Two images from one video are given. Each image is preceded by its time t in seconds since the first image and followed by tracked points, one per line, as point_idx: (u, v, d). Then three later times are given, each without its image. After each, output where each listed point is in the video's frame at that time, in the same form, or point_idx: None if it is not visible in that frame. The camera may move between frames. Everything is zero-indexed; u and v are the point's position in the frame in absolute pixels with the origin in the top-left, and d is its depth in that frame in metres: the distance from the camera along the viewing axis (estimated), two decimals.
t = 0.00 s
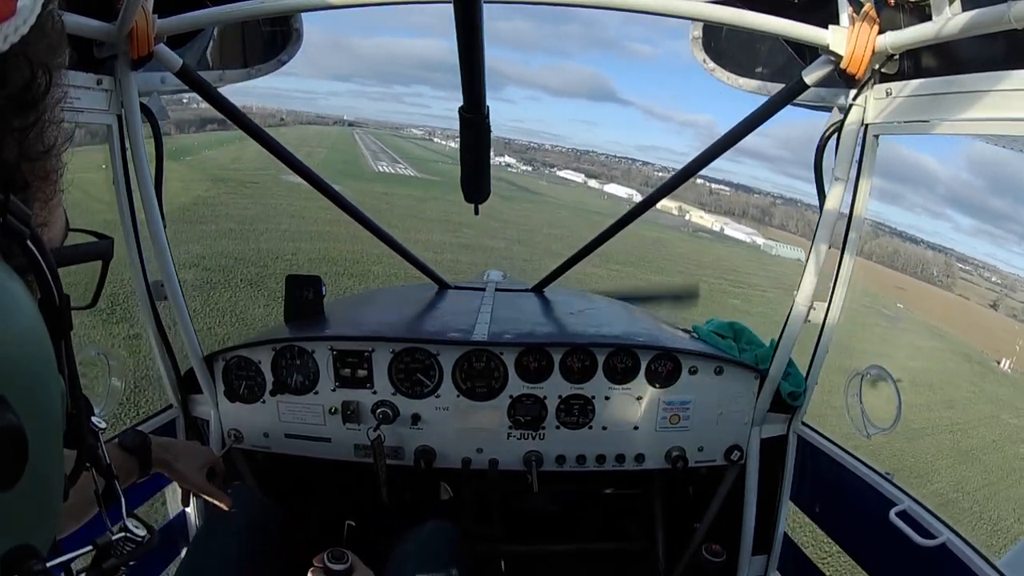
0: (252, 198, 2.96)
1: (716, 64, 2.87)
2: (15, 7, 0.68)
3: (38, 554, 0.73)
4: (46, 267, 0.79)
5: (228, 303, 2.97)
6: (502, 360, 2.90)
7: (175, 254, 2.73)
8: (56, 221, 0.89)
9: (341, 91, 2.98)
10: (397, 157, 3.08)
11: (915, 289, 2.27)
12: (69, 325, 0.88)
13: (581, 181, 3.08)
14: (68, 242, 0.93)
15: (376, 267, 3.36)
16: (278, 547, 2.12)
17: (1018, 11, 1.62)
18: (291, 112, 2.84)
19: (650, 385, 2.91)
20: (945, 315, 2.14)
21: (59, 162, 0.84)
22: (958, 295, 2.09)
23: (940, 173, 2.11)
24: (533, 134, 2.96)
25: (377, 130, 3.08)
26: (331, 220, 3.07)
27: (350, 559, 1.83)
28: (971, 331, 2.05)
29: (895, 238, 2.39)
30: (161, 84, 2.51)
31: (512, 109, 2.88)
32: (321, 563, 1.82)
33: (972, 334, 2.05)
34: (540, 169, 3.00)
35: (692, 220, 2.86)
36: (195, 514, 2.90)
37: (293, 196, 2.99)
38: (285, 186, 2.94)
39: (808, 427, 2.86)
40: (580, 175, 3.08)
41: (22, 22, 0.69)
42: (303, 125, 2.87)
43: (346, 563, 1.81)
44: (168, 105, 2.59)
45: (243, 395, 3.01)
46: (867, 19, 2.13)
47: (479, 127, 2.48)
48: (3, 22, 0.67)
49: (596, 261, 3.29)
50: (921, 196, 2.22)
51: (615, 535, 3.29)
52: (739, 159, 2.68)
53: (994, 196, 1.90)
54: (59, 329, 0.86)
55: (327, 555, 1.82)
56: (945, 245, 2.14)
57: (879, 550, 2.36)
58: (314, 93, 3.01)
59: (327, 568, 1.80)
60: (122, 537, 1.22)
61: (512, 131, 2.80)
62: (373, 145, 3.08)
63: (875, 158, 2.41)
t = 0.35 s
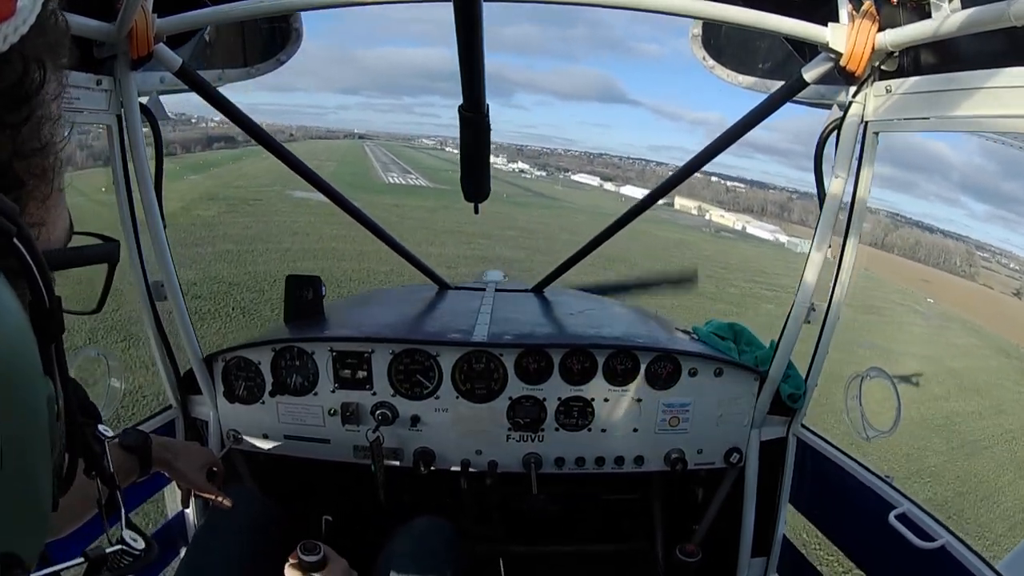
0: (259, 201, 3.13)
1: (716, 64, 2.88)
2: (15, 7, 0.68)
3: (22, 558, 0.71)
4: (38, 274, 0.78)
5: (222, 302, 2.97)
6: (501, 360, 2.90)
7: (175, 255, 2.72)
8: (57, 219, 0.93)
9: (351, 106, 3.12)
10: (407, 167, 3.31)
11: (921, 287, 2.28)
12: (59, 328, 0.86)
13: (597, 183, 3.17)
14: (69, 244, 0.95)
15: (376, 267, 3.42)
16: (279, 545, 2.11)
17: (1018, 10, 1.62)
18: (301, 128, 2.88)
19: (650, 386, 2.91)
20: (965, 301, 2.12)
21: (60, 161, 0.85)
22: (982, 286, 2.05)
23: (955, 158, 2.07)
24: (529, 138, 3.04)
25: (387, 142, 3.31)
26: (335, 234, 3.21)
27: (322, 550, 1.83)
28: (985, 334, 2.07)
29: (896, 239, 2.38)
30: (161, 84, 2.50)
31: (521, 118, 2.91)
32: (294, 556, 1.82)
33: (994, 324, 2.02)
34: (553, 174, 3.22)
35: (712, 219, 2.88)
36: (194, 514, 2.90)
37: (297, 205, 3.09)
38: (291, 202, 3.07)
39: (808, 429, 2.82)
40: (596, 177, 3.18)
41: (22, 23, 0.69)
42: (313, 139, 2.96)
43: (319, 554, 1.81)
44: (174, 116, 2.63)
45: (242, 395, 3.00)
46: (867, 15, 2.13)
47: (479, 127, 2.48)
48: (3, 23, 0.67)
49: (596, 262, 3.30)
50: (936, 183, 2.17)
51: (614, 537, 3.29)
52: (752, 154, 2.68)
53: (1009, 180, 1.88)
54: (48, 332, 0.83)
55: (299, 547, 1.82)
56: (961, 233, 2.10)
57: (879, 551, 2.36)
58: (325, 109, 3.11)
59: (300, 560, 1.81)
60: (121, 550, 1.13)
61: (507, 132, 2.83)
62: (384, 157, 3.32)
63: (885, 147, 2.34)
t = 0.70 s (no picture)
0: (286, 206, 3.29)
1: (716, 64, 2.89)
2: (13, 10, 0.81)
3: (6, 548, 0.76)
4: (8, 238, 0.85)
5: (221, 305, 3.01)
6: (502, 359, 2.90)
7: (174, 255, 2.72)
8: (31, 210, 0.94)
9: (360, 114, 3.31)
10: (416, 171, 3.30)
11: (930, 292, 2.28)
12: (36, 304, 0.92)
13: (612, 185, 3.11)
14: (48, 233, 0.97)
15: (371, 263, 3.47)
16: (275, 546, 2.11)
17: (1018, 11, 1.62)
18: (310, 135, 2.97)
19: (650, 386, 2.91)
20: (985, 293, 2.02)
21: (39, 152, 0.93)
22: (1003, 279, 1.94)
23: (964, 151, 2.00)
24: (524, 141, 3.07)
25: (395, 147, 3.34)
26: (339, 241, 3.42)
27: (328, 550, 1.84)
28: (977, 331, 2.06)
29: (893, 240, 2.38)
30: (161, 84, 2.50)
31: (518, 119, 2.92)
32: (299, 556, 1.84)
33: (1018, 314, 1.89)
34: (565, 176, 3.39)
35: (730, 218, 2.96)
36: (194, 513, 2.91)
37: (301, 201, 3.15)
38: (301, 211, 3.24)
39: (809, 427, 2.85)
40: (609, 178, 3.18)
41: (19, 22, 0.82)
42: (321, 146, 3.04)
43: (325, 554, 1.82)
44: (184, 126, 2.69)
45: (243, 395, 3.00)
46: (867, 18, 2.12)
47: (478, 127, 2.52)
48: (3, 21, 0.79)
49: (595, 261, 3.31)
50: (947, 178, 2.10)
51: (614, 535, 3.29)
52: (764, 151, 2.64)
53: (1017, 172, 1.80)
54: (25, 306, 0.90)
55: (305, 547, 1.83)
56: (974, 226, 2.02)
57: (879, 551, 2.36)
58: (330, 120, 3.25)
59: (305, 560, 1.81)
60: (100, 529, 1.10)
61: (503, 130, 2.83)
62: (392, 162, 3.38)
63: (897, 141, 2.25)
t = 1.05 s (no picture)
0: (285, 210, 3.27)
1: (716, 64, 2.89)
2: (15, 8, 0.83)
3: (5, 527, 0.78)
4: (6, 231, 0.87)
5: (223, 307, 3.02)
6: (502, 360, 2.90)
7: (175, 255, 2.72)
8: (26, 202, 1.00)
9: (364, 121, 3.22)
10: (421, 178, 3.29)
11: (927, 290, 2.29)
12: (29, 288, 0.95)
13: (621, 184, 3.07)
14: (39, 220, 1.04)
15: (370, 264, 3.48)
16: (276, 543, 2.11)
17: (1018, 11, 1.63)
18: (315, 144, 2.92)
19: (650, 385, 2.91)
20: (998, 282, 1.98)
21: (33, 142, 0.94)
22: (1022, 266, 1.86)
23: (968, 140, 1.99)
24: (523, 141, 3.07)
25: (400, 154, 3.28)
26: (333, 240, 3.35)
27: (315, 547, 1.84)
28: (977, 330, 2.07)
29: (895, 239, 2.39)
30: (161, 84, 2.50)
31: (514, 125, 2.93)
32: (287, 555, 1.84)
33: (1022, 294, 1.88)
34: (573, 177, 3.31)
35: (741, 214, 2.90)
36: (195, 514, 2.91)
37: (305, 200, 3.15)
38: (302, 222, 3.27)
39: (809, 427, 2.84)
40: (618, 177, 3.10)
41: (21, 19, 0.84)
42: (324, 156, 2.99)
43: (312, 551, 1.82)
44: (186, 139, 2.69)
45: (243, 396, 2.99)
46: (867, 17, 2.12)
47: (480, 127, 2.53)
48: (6, 20, 0.82)
49: (595, 261, 3.31)
50: (953, 165, 2.09)
51: (614, 535, 3.29)
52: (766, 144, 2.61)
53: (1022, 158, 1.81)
54: (20, 289, 0.93)
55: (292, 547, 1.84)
56: (982, 213, 2.02)
57: (880, 551, 2.36)
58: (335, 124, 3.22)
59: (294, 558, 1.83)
60: (95, 508, 1.10)
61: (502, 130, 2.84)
62: (397, 167, 3.33)
63: (899, 135, 2.22)
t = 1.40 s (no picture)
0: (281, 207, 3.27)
1: (716, 64, 2.87)
2: (17, 11, 0.91)
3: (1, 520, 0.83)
4: None
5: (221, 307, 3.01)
6: (501, 360, 2.90)
7: (174, 256, 2.71)
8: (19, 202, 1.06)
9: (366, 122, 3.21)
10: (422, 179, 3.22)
11: (926, 289, 2.28)
12: (23, 283, 0.99)
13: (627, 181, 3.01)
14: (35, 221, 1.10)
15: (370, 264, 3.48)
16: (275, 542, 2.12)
17: (1019, 12, 1.62)
18: (316, 149, 2.92)
19: (650, 385, 2.91)
20: (1009, 272, 1.90)
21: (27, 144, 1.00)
22: None
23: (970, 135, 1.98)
24: (522, 141, 3.07)
25: (402, 155, 3.20)
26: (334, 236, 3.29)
27: (294, 547, 1.84)
28: (977, 331, 2.06)
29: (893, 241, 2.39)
30: (161, 84, 2.50)
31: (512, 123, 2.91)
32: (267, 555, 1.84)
33: None
34: (580, 176, 3.22)
35: (752, 211, 2.87)
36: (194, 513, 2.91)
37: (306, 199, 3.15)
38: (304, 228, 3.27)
39: (808, 428, 2.84)
40: (624, 175, 3.01)
41: (22, 22, 0.91)
42: (326, 158, 2.98)
43: (290, 550, 1.83)
44: (189, 143, 2.70)
45: (243, 396, 3.00)
46: (867, 15, 2.11)
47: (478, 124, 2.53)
48: (7, 22, 0.89)
49: (596, 261, 3.31)
50: (955, 158, 2.09)
51: (614, 536, 3.29)
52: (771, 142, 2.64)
53: None
54: (14, 287, 0.97)
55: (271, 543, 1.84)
56: (984, 206, 2.00)
57: (878, 552, 2.36)
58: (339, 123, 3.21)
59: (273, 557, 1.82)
60: (84, 500, 1.11)
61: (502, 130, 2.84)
62: (398, 168, 3.26)
63: (901, 132, 2.20)
